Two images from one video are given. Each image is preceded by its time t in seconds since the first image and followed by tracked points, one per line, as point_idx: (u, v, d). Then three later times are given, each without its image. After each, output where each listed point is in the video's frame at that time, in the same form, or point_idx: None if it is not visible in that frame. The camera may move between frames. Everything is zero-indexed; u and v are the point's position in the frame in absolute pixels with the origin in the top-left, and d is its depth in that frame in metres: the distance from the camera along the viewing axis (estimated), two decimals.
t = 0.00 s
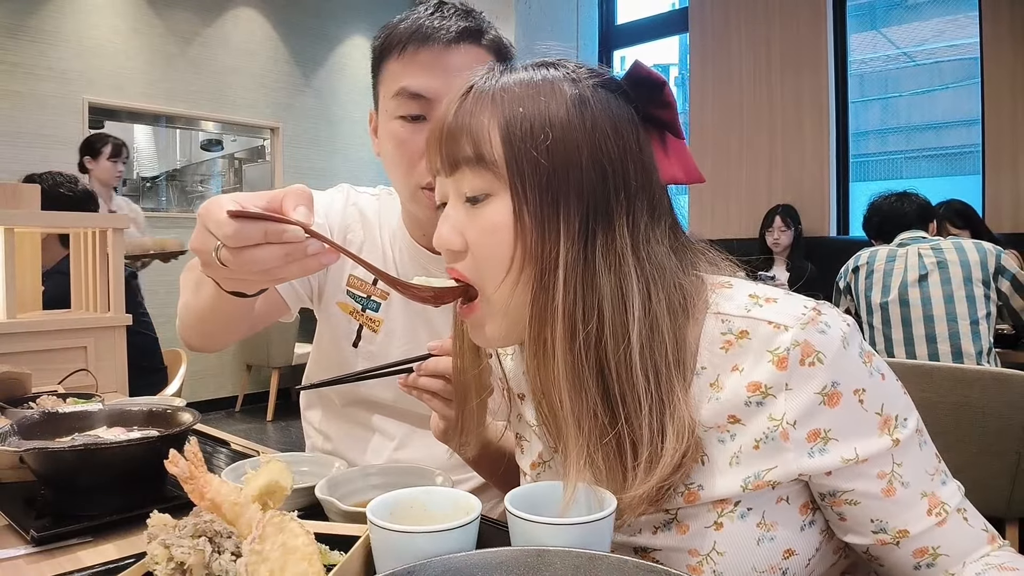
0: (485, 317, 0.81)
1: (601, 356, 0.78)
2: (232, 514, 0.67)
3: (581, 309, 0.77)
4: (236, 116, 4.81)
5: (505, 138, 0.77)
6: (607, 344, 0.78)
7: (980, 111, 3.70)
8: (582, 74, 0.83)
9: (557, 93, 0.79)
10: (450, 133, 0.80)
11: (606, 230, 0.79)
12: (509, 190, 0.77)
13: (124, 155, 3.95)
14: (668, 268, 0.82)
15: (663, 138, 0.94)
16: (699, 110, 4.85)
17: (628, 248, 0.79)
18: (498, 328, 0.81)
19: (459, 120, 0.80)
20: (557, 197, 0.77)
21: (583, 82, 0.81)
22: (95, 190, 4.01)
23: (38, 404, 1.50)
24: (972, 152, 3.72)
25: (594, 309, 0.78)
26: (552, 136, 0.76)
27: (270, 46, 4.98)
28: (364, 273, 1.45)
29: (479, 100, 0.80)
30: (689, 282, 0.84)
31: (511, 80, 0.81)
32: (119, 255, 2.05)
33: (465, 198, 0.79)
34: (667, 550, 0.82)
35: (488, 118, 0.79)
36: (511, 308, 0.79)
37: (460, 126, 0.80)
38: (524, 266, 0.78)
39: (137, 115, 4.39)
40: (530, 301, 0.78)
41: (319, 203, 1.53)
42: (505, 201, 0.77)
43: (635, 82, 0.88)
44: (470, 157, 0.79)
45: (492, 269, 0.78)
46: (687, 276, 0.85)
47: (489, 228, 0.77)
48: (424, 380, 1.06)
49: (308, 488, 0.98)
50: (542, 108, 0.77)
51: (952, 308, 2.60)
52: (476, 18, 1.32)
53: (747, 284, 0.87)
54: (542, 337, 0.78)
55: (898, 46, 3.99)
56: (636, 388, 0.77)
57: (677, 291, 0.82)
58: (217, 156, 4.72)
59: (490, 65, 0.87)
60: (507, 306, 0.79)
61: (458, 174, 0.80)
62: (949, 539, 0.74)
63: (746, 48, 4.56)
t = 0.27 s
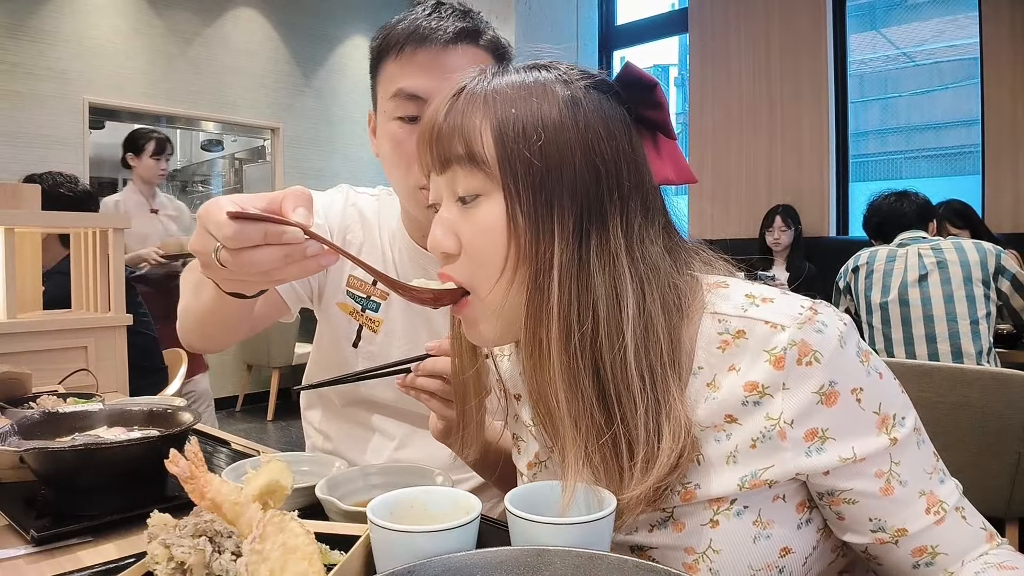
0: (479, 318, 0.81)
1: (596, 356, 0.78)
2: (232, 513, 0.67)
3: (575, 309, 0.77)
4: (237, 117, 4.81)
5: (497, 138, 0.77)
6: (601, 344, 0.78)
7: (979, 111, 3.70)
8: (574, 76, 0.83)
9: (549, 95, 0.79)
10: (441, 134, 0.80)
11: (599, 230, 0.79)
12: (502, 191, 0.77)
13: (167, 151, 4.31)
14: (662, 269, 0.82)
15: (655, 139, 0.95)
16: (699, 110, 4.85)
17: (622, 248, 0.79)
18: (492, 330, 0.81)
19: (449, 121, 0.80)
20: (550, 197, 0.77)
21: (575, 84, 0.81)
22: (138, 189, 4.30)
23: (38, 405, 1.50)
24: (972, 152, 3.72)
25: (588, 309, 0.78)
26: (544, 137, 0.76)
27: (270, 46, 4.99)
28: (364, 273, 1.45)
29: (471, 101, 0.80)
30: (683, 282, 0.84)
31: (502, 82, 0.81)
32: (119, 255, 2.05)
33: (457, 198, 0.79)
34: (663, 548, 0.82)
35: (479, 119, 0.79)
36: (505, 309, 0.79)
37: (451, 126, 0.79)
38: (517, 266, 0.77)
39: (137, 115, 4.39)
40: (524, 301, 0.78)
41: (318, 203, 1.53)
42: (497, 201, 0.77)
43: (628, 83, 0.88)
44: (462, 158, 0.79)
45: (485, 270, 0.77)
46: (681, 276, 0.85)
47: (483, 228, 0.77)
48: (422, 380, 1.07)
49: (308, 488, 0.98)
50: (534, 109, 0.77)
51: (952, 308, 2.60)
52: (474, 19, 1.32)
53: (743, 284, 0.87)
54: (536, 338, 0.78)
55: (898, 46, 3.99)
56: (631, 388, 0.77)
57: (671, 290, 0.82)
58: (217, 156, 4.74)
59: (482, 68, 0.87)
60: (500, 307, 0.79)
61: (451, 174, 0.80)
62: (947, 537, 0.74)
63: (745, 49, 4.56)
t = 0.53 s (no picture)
0: (474, 316, 0.81)
1: (592, 355, 0.78)
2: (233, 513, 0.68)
3: (570, 309, 0.77)
4: (237, 117, 4.81)
5: (493, 137, 0.77)
6: (597, 344, 0.78)
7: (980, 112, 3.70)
8: (569, 77, 0.83)
9: (544, 95, 0.79)
10: (436, 134, 0.81)
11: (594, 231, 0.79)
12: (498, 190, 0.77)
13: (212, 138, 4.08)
14: (656, 268, 0.82)
15: (650, 141, 0.95)
16: (698, 110, 4.85)
17: (617, 248, 0.80)
18: (488, 329, 0.81)
19: (445, 121, 0.80)
20: (545, 198, 0.77)
21: (570, 84, 0.82)
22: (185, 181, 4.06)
23: (39, 405, 1.50)
24: (972, 152, 3.72)
25: (583, 309, 0.78)
26: (539, 137, 0.77)
27: (270, 46, 4.98)
28: (365, 273, 1.45)
29: (466, 101, 0.80)
30: (679, 281, 0.84)
31: (498, 83, 0.81)
32: (120, 256, 2.05)
33: (453, 196, 0.80)
34: (660, 545, 0.82)
35: (475, 118, 0.79)
36: (501, 308, 0.79)
37: (447, 125, 0.80)
38: (512, 266, 0.78)
39: (137, 116, 4.39)
40: (519, 300, 0.78)
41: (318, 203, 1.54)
42: (494, 200, 0.77)
43: (623, 84, 0.88)
44: (458, 156, 0.79)
45: (481, 269, 0.78)
46: (676, 275, 0.85)
47: (479, 226, 0.77)
48: (421, 380, 1.08)
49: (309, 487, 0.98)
50: (530, 110, 0.78)
51: (953, 307, 2.61)
52: (472, 19, 1.32)
53: (742, 283, 0.87)
54: (532, 336, 0.78)
55: (898, 46, 3.99)
56: (626, 387, 0.77)
57: (667, 290, 0.82)
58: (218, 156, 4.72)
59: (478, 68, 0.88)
60: (496, 305, 0.79)
61: (446, 172, 0.80)
62: (947, 536, 0.75)
63: (745, 49, 4.56)
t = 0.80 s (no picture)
0: (462, 324, 0.79)
1: (582, 358, 0.78)
2: (233, 513, 0.68)
3: (561, 312, 0.77)
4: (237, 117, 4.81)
5: (477, 144, 0.75)
6: (586, 348, 0.78)
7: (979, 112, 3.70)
8: (554, 82, 0.83)
9: (527, 100, 0.78)
10: (418, 142, 0.79)
11: (581, 234, 0.79)
12: (482, 196, 0.76)
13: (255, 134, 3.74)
14: (644, 271, 0.82)
15: (635, 144, 0.94)
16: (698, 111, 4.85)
17: (604, 251, 0.79)
18: (476, 337, 0.79)
19: (427, 129, 0.78)
20: (532, 203, 0.76)
21: (554, 89, 0.81)
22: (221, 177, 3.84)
23: (39, 404, 1.51)
24: (972, 153, 3.72)
25: (573, 314, 0.77)
26: (524, 142, 0.76)
27: (271, 47, 4.99)
28: (365, 273, 1.45)
29: (450, 107, 0.79)
30: (666, 283, 0.85)
31: (481, 89, 0.80)
32: (120, 256, 2.05)
33: (437, 204, 0.78)
34: (654, 544, 0.82)
35: (458, 125, 0.77)
36: (490, 316, 0.78)
37: (429, 133, 0.78)
38: (499, 273, 0.76)
39: (138, 116, 4.39)
40: (508, 307, 0.77)
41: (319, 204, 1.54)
42: (478, 208, 0.76)
43: (606, 88, 0.88)
44: (441, 162, 0.77)
45: (468, 277, 0.76)
46: (663, 277, 0.85)
47: (466, 234, 0.75)
48: (419, 380, 1.09)
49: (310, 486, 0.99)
50: (514, 115, 0.77)
51: (955, 305, 2.61)
52: (470, 19, 1.32)
53: (734, 284, 0.88)
54: (521, 344, 0.76)
55: (898, 46, 3.99)
56: (617, 390, 0.77)
57: (654, 292, 0.82)
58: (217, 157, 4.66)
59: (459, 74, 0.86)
60: (485, 313, 0.77)
61: (430, 179, 0.78)
62: (944, 533, 0.75)
63: (745, 50, 4.56)
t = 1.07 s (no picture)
0: (464, 330, 0.80)
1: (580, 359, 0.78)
2: (233, 513, 0.68)
3: (559, 313, 0.77)
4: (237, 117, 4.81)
5: (468, 152, 0.75)
6: (584, 349, 0.78)
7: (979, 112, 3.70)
8: (543, 82, 0.82)
9: (518, 104, 0.77)
10: (410, 153, 0.78)
11: (577, 236, 0.79)
12: (478, 205, 0.75)
13: (305, 118, 4.01)
14: (641, 270, 0.82)
15: (627, 137, 0.94)
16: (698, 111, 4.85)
17: (599, 253, 0.79)
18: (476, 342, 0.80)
19: (419, 138, 0.78)
20: (527, 208, 0.76)
21: (544, 91, 0.80)
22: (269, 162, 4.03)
23: (39, 404, 1.51)
24: (972, 153, 3.72)
25: (569, 316, 0.77)
26: (517, 147, 0.75)
27: (271, 47, 4.99)
28: (366, 274, 1.45)
29: (439, 116, 0.78)
30: (665, 281, 0.84)
31: (471, 94, 0.80)
32: (120, 256, 2.05)
33: (435, 215, 0.78)
34: (655, 543, 0.83)
35: (449, 133, 0.77)
36: (489, 322, 0.78)
37: (420, 143, 0.77)
38: (500, 279, 0.77)
39: (138, 116, 4.39)
40: (506, 312, 0.77)
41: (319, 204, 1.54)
42: (475, 217, 0.76)
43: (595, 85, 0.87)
44: (435, 174, 0.77)
45: (469, 284, 0.76)
46: (661, 276, 0.85)
47: (464, 243, 0.75)
48: (418, 380, 1.10)
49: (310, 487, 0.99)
50: (504, 120, 0.76)
51: (958, 302, 2.61)
52: (469, 19, 1.32)
53: (739, 284, 0.87)
54: (519, 350, 0.76)
55: (897, 46, 3.99)
56: (615, 391, 0.77)
57: (651, 292, 0.82)
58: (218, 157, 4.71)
59: (449, 78, 0.86)
60: (487, 319, 0.78)
61: (426, 189, 0.78)
62: (946, 535, 0.75)
63: (745, 50, 4.56)
